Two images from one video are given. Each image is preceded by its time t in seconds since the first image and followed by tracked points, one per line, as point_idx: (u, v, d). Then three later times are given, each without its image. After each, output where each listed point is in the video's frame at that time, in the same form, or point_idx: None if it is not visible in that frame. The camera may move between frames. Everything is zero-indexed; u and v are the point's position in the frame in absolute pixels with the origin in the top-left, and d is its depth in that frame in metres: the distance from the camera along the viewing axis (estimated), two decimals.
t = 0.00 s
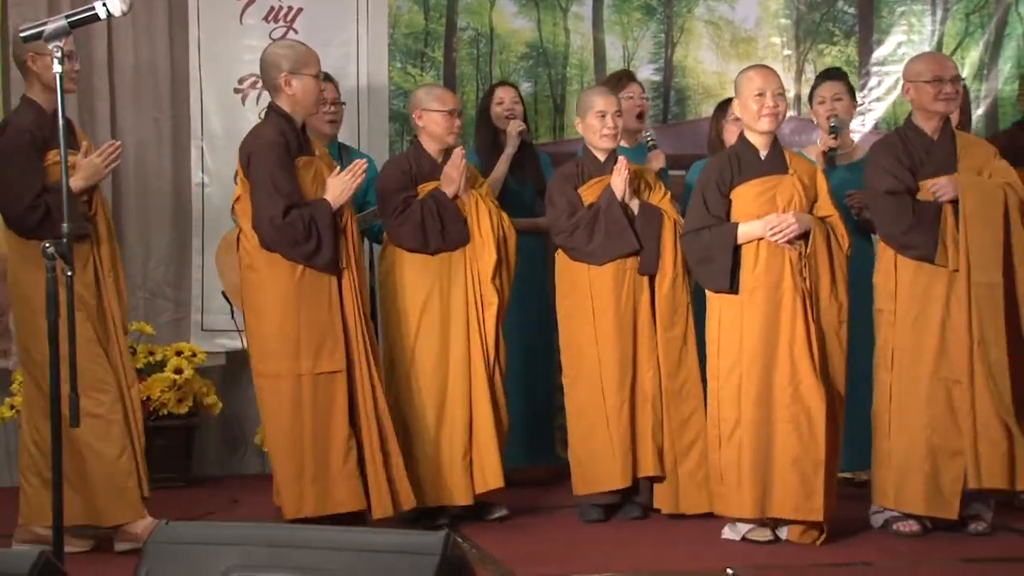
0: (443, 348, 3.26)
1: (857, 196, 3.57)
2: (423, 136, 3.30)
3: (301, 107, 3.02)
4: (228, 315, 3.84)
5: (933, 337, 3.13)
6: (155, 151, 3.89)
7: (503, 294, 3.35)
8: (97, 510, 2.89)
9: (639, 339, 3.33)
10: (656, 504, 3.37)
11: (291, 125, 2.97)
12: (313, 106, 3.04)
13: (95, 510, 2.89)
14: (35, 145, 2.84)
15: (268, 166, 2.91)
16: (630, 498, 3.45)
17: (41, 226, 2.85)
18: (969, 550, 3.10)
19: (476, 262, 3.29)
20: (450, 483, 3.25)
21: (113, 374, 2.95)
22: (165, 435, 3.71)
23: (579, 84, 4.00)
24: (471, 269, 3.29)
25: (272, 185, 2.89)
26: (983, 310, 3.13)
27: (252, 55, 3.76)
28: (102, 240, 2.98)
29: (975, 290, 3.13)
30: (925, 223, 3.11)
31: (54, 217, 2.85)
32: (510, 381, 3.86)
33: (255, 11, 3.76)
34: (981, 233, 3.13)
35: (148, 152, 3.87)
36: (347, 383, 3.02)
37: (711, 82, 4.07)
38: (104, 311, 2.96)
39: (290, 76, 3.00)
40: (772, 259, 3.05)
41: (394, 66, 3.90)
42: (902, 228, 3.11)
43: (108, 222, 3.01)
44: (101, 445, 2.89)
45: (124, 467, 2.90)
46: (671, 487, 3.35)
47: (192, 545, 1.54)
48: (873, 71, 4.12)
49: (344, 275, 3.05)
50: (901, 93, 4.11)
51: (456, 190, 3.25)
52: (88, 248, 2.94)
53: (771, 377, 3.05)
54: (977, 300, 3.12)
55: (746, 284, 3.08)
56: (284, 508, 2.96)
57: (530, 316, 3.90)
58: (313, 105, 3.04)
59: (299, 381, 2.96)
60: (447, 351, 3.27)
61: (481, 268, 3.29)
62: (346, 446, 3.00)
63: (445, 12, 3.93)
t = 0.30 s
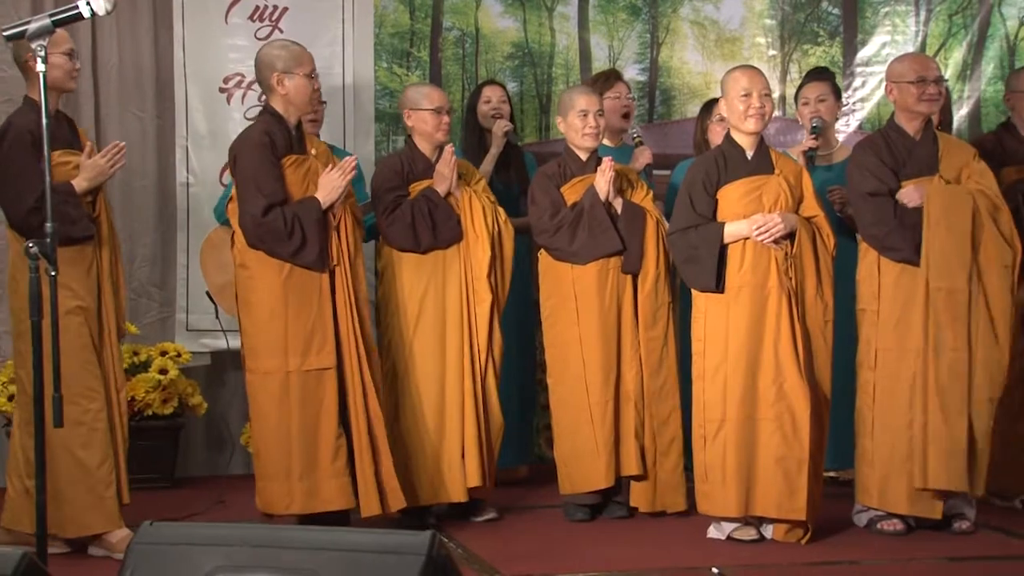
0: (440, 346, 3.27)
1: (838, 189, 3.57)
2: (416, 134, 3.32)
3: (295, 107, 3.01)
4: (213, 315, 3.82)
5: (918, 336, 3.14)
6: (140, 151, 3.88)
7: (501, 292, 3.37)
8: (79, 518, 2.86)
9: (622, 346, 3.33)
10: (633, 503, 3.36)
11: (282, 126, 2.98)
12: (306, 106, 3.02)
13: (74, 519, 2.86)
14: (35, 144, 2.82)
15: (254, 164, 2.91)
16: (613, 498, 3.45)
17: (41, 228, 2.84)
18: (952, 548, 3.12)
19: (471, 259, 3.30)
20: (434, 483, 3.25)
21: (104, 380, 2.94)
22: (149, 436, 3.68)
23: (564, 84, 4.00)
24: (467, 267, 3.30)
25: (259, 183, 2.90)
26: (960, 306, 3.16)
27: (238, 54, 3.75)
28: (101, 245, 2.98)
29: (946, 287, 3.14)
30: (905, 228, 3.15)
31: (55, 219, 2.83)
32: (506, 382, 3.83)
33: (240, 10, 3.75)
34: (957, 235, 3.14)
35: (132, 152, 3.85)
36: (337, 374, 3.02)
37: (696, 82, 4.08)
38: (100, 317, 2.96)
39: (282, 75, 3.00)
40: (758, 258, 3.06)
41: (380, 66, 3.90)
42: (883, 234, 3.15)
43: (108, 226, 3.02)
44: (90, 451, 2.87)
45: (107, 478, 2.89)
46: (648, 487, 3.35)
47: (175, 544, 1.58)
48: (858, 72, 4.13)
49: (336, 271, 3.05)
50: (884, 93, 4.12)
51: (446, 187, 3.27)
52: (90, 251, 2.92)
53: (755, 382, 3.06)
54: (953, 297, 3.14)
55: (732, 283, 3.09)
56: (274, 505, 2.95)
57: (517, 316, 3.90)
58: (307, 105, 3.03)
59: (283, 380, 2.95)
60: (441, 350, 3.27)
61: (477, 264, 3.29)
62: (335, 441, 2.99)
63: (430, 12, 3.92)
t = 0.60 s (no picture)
0: (439, 348, 3.29)
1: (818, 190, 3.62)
2: (413, 138, 3.36)
3: (291, 108, 3.01)
4: (195, 314, 3.80)
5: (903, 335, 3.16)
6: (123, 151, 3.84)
7: (501, 295, 3.39)
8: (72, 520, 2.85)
9: (604, 348, 3.34)
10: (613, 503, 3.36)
11: (274, 125, 2.99)
12: (303, 107, 3.02)
13: (66, 521, 2.85)
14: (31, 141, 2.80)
15: (245, 163, 2.92)
16: (596, 498, 3.44)
17: (51, 226, 2.80)
18: (933, 547, 3.15)
19: (467, 258, 3.31)
20: (417, 479, 3.27)
21: (106, 381, 2.92)
22: (133, 437, 3.67)
23: (549, 84, 4.00)
24: (464, 266, 3.30)
25: (250, 182, 2.91)
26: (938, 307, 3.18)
27: (222, 54, 3.74)
28: (111, 243, 2.95)
29: (918, 284, 3.16)
30: (889, 220, 3.17)
31: (59, 216, 2.80)
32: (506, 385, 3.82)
33: (224, 10, 3.73)
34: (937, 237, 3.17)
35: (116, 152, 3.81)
36: (328, 375, 3.01)
37: (680, 82, 4.09)
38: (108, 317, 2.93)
39: (279, 76, 3.00)
40: (743, 258, 3.08)
41: (364, 66, 3.89)
42: (866, 234, 3.17)
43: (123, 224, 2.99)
44: (88, 452, 2.87)
45: (101, 481, 2.88)
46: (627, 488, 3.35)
47: (159, 546, 1.58)
48: (840, 72, 4.15)
49: (327, 272, 3.03)
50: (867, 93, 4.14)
51: (442, 186, 3.28)
52: (97, 250, 2.90)
53: (741, 385, 3.07)
54: (929, 292, 3.17)
55: (717, 284, 3.10)
56: (268, 499, 2.99)
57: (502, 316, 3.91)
58: (304, 106, 3.03)
59: (279, 377, 2.98)
60: (440, 351, 3.29)
61: (473, 263, 3.30)
62: (323, 443, 2.99)
63: (415, 12, 3.91)
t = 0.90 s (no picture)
0: (431, 347, 3.29)
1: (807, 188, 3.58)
2: (411, 142, 3.37)
3: (276, 113, 3.00)
4: (174, 315, 3.87)
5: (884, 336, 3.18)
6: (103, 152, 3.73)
7: (495, 296, 3.37)
8: (72, 522, 2.83)
9: (582, 348, 3.34)
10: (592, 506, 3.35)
11: (261, 126, 2.98)
12: (289, 114, 3.01)
13: (65, 522, 2.83)
14: (22, 140, 2.78)
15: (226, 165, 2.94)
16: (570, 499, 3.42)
17: (43, 226, 2.79)
18: (914, 546, 3.17)
19: (456, 259, 3.31)
20: (409, 488, 3.28)
21: (108, 379, 2.89)
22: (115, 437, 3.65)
23: (531, 84, 4.00)
24: (455, 267, 3.30)
25: (233, 184, 2.93)
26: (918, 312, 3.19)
27: (202, 53, 3.72)
28: (111, 241, 2.92)
29: (900, 290, 3.18)
30: (867, 222, 3.19)
31: (51, 216, 2.79)
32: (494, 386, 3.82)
33: (205, 9, 3.71)
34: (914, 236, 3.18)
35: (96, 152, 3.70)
36: (306, 374, 2.99)
37: (662, 83, 4.10)
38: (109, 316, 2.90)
39: (270, 79, 2.99)
40: (726, 258, 3.09)
41: (346, 66, 3.86)
42: (845, 234, 3.19)
43: (123, 222, 2.95)
44: (88, 453, 2.85)
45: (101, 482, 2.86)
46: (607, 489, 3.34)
47: (141, 547, 1.57)
48: (821, 73, 4.17)
49: (309, 275, 3.02)
50: (848, 94, 4.16)
51: (436, 188, 3.29)
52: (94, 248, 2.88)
53: (723, 381, 3.08)
54: (910, 298, 3.19)
55: (700, 284, 3.11)
56: (257, 498, 2.96)
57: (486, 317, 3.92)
58: (291, 113, 3.02)
59: (261, 377, 2.97)
60: (432, 351, 3.29)
61: (462, 265, 3.30)
62: (302, 438, 2.98)
63: (397, 12, 3.90)
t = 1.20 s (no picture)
0: (409, 347, 3.29)
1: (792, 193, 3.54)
2: (396, 139, 3.36)
3: (247, 118, 2.99)
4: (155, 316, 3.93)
5: (863, 334, 3.20)
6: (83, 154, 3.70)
7: (472, 297, 3.36)
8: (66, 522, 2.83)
9: (565, 336, 3.34)
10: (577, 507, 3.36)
11: (236, 128, 2.98)
12: (258, 121, 2.99)
13: (58, 523, 2.82)
14: (9, 141, 2.75)
15: (202, 163, 2.94)
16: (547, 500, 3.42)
17: (29, 229, 2.77)
18: (893, 545, 3.19)
19: (437, 261, 3.30)
20: (382, 483, 3.29)
21: (98, 381, 2.87)
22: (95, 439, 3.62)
23: (512, 85, 3.99)
24: (436, 268, 3.30)
25: (206, 186, 2.92)
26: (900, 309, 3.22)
27: (183, 54, 3.70)
28: (102, 238, 2.89)
29: (882, 290, 3.21)
30: (849, 221, 3.21)
31: (37, 219, 2.77)
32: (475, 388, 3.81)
33: (186, 9, 3.69)
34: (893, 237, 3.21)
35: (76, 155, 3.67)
36: (279, 377, 2.96)
37: (643, 83, 4.10)
38: (99, 315, 2.88)
39: (243, 84, 2.97)
40: (708, 258, 3.10)
41: (327, 66, 3.84)
42: (826, 236, 3.21)
43: (114, 221, 2.93)
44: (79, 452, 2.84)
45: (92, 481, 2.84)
46: (591, 489, 3.35)
47: (117, 550, 1.57)
48: (801, 75, 4.19)
49: (283, 277, 2.99)
50: (827, 96, 4.18)
51: (420, 188, 3.29)
52: (83, 247, 2.86)
53: (705, 374, 3.10)
54: (891, 296, 3.21)
55: (683, 284, 3.12)
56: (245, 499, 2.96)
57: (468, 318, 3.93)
58: (261, 119, 2.99)
59: (238, 378, 2.96)
60: (410, 352, 3.29)
61: (442, 266, 3.29)
62: (275, 436, 2.94)
63: (378, 12, 3.89)
